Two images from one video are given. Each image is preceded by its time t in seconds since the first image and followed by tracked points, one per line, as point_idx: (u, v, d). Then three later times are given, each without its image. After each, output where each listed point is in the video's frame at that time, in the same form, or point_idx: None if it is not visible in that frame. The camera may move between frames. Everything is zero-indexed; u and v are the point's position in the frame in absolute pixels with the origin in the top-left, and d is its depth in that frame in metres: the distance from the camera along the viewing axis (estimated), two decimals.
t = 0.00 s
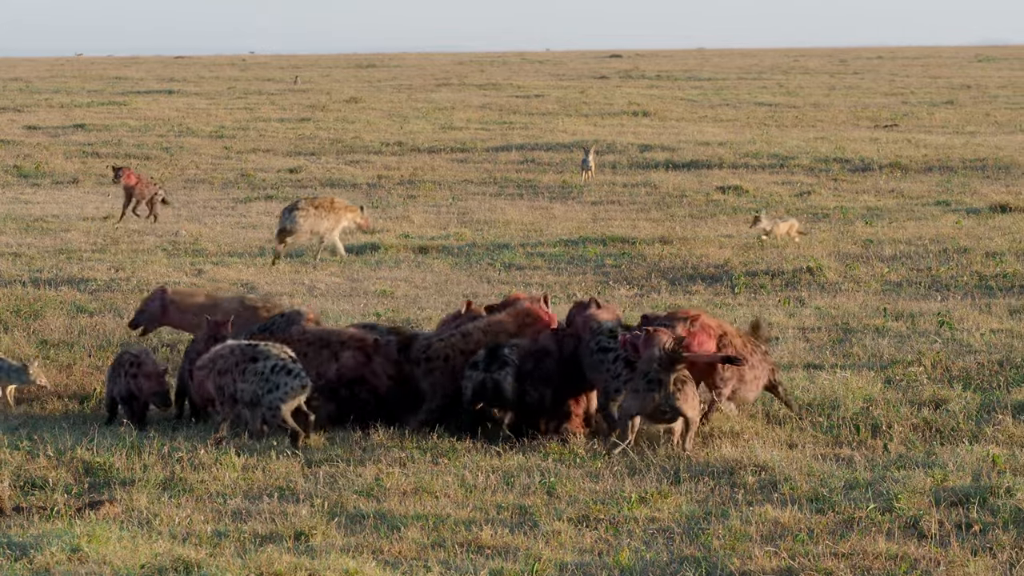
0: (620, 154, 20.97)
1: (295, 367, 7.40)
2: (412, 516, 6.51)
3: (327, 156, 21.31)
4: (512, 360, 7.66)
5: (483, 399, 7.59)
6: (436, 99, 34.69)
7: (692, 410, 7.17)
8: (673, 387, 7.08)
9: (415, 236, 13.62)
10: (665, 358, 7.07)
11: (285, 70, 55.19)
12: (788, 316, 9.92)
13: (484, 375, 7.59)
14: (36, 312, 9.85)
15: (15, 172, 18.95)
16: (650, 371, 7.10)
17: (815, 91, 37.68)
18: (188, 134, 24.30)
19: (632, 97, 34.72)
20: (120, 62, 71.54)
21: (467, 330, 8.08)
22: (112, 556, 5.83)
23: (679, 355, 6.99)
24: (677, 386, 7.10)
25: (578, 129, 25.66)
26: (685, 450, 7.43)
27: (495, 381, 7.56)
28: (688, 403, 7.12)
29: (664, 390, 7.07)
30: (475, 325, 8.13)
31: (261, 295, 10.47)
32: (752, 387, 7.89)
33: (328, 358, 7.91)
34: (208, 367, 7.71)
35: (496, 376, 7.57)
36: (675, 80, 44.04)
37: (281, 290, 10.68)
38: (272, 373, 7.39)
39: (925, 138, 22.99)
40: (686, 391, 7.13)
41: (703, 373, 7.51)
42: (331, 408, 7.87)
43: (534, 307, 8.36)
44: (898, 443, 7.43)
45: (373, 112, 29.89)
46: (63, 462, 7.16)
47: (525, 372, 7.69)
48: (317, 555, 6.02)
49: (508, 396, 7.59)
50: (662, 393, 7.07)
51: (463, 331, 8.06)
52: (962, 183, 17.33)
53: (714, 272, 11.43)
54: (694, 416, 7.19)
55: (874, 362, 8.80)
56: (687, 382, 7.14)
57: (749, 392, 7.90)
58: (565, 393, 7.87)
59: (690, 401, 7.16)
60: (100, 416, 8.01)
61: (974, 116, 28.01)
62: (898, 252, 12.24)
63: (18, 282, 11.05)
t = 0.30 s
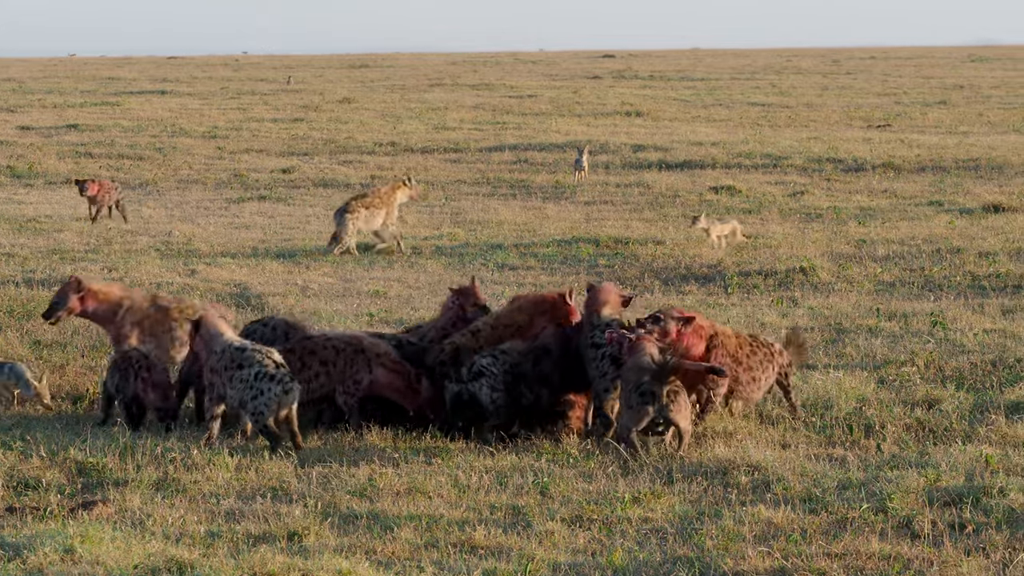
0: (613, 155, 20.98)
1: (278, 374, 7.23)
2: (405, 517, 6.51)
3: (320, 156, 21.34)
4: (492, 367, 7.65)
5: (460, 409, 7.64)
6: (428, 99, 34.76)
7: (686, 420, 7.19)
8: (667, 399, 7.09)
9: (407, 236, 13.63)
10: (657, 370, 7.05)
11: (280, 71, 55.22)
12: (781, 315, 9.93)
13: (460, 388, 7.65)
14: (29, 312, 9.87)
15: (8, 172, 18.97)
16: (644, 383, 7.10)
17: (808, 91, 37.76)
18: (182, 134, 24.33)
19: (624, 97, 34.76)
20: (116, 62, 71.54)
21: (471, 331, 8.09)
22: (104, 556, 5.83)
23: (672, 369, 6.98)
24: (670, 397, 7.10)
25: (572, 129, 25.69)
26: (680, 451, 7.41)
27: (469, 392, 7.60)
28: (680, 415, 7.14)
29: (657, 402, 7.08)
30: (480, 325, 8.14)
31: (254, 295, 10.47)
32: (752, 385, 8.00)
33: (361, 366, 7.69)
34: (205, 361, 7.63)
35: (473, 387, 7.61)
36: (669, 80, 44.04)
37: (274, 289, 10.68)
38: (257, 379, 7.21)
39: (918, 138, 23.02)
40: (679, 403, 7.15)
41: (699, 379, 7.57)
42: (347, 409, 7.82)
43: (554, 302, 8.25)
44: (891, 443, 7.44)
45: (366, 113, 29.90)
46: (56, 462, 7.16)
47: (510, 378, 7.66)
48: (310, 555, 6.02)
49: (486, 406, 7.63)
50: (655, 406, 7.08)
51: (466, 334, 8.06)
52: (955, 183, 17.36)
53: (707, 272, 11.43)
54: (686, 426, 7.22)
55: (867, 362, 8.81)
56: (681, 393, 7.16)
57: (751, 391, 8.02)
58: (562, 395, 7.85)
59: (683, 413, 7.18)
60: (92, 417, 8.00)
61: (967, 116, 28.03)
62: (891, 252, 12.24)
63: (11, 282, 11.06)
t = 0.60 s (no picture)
0: (607, 155, 20.97)
1: (272, 372, 7.26)
2: (399, 517, 6.51)
3: (314, 156, 21.35)
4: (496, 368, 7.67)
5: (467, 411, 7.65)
6: (422, 100, 34.78)
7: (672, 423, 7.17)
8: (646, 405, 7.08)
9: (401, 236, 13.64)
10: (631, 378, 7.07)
11: (273, 71, 55.27)
12: (774, 315, 9.92)
13: (465, 388, 7.65)
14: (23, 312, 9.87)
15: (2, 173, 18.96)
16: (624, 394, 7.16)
17: (802, 91, 37.77)
18: (175, 134, 24.34)
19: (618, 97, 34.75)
20: (112, 62, 71.54)
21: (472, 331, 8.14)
22: (98, 556, 5.83)
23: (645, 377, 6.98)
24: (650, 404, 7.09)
25: (566, 129, 25.68)
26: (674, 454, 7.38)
27: (476, 393, 7.60)
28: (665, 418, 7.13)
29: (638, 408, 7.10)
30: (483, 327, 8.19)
31: (248, 295, 10.47)
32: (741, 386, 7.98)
33: (406, 368, 7.80)
34: (203, 362, 7.67)
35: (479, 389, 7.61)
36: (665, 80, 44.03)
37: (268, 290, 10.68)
38: (250, 378, 7.24)
39: (912, 138, 22.98)
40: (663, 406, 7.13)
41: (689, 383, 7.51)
42: (366, 403, 7.86)
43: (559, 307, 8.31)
44: (885, 443, 7.43)
45: (360, 113, 29.91)
46: (50, 463, 7.16)
47: (516, 376, 7.67)
48: (303, 555, 6.02)
49: (492, 407, 7.63)
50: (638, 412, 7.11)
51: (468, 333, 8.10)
52: (949, 183, 17.35)
53: (701, 272, 11.43)
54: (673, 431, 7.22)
55: (861, 362, 8.81)
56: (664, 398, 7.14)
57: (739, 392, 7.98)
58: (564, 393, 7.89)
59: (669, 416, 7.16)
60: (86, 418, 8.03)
61: (961, 116, 28.03)
62: (886, 252, 12.24)
63: (5, 282, 11.07)
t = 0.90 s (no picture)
0: (602, 155, 20.96)
1: (270, 372, 7.26)
2: (395, 517, 6.51)
3: (309, 156, 21.35)
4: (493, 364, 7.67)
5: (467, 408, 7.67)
6: (417, 99, 34.77)
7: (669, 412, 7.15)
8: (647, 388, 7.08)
9: (396, 236, 13.62)
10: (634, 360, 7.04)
11: (268, 71, 55.24)
12: (769, 315, 9.91)
13: (466, 388, 7.69)
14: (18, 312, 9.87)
15: None
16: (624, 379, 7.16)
17: (797, 90, 37.73)
18: (171, 134, 24.34)
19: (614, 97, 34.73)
20: (110, 62, 71.59)
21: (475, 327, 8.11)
22: (94, 556, 5.83)
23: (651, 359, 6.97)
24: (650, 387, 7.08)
25: (561, 129, 25.66)
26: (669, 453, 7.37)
27: (474, 391, 7.63)
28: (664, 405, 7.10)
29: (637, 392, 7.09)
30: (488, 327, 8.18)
31: (243, 295, 10.47)
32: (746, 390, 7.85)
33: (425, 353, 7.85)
34: (197, 362, 7.66)
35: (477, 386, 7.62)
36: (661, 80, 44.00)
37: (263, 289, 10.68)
38: (247, 377, 7.23)
39: (908, 138, 22.92)
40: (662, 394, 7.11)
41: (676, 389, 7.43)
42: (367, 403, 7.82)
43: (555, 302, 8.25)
44: (880, 442, 7.43)
45: (355, 113, 29.90)
46: (46, 462, 7.16)
47: (513, 373, 7.71)
48: (299, 555, 6.02)
49: (491, 404, 7.64)
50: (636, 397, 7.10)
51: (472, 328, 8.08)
52: (945, 183, 17.32)
53: (697, 272, 11.43)
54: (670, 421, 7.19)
55: (857, 362, 8.80)
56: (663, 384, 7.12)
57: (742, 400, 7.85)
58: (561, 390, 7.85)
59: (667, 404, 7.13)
60: (82, 417, 8.02)
61: (956, 115, 28.02)
62: (881, 252, 12.23)
63: (1, 282, 11.07)
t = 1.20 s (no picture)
0: (599, 155, 20.95)
1: (263, 371, 7.22)
2: (392, 516, 6.52)
3: (305, 156, 21.32)
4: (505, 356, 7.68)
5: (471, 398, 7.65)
6: (413, 99, 34.73)
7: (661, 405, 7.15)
8: (639, 380, 7.08)
9: (393, 236, 13.61)
10: (625, 352, 7.06)
11: (263, 70, 55.21)
12: (766, 314, 9.91)
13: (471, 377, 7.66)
14: (15, 312, 9.87)
15: None
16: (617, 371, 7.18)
17: (791, 89, 37.73)
18: (167, 134, 24.34)
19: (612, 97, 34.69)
20: (108, 62, 71.56)
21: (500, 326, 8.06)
22: (91, 556, 5.83)
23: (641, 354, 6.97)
24: (642, 379, 7.08)
25: (558, 128, 25.64)
26: (666, 454, 7.35)
27: (477, 379, 7.62)
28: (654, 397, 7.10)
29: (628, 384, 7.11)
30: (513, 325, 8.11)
31: (240, 295, 10.47)
32: (752, 391, 7.75)
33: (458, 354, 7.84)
34: (193, 361, 7.65)
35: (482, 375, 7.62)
36: (659, 80, 43.93)
37: (260, 289, 10.68)
38: (242, 376, 7.22)
39: (904, 138, 22.85)
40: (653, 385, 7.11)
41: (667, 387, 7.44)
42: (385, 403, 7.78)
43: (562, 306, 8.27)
44: (877, 442, 7.43)
45: (352, 113, 29.87)
46: (43, 462, 7.15)
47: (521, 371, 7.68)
48: (296, 555, 6.03)
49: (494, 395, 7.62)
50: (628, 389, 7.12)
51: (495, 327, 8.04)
52: (941, 182, 17.30)
53: (693, 272, 11.42)
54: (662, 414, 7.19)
55: (853, 362, 8.80)
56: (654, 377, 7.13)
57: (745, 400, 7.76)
58: (562, 390, 7.74)
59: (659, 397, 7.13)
60: (78, 416, 8.02)
61: (952, 115, 28.01)
62: (878, 252, 12.22)
63: None
